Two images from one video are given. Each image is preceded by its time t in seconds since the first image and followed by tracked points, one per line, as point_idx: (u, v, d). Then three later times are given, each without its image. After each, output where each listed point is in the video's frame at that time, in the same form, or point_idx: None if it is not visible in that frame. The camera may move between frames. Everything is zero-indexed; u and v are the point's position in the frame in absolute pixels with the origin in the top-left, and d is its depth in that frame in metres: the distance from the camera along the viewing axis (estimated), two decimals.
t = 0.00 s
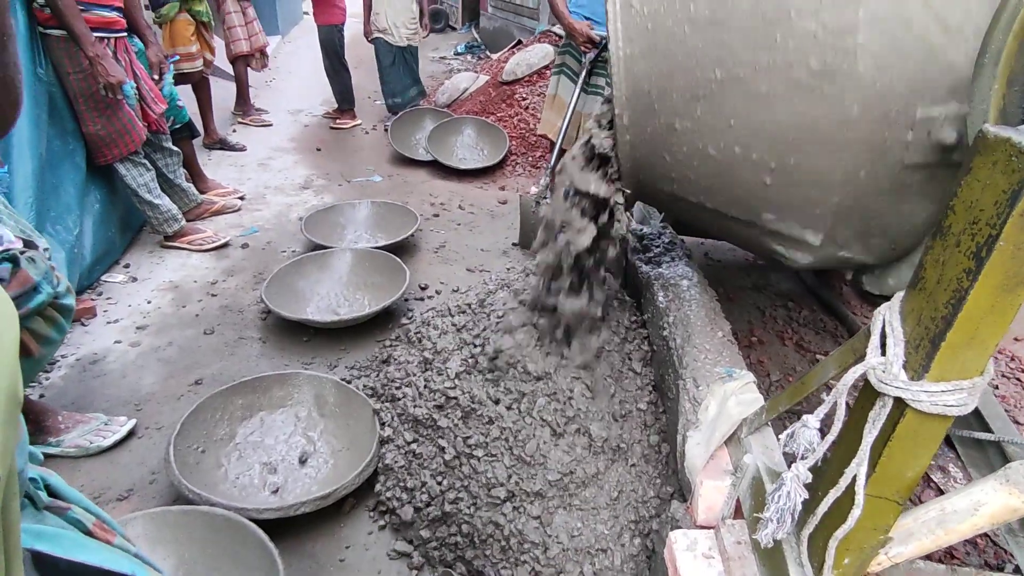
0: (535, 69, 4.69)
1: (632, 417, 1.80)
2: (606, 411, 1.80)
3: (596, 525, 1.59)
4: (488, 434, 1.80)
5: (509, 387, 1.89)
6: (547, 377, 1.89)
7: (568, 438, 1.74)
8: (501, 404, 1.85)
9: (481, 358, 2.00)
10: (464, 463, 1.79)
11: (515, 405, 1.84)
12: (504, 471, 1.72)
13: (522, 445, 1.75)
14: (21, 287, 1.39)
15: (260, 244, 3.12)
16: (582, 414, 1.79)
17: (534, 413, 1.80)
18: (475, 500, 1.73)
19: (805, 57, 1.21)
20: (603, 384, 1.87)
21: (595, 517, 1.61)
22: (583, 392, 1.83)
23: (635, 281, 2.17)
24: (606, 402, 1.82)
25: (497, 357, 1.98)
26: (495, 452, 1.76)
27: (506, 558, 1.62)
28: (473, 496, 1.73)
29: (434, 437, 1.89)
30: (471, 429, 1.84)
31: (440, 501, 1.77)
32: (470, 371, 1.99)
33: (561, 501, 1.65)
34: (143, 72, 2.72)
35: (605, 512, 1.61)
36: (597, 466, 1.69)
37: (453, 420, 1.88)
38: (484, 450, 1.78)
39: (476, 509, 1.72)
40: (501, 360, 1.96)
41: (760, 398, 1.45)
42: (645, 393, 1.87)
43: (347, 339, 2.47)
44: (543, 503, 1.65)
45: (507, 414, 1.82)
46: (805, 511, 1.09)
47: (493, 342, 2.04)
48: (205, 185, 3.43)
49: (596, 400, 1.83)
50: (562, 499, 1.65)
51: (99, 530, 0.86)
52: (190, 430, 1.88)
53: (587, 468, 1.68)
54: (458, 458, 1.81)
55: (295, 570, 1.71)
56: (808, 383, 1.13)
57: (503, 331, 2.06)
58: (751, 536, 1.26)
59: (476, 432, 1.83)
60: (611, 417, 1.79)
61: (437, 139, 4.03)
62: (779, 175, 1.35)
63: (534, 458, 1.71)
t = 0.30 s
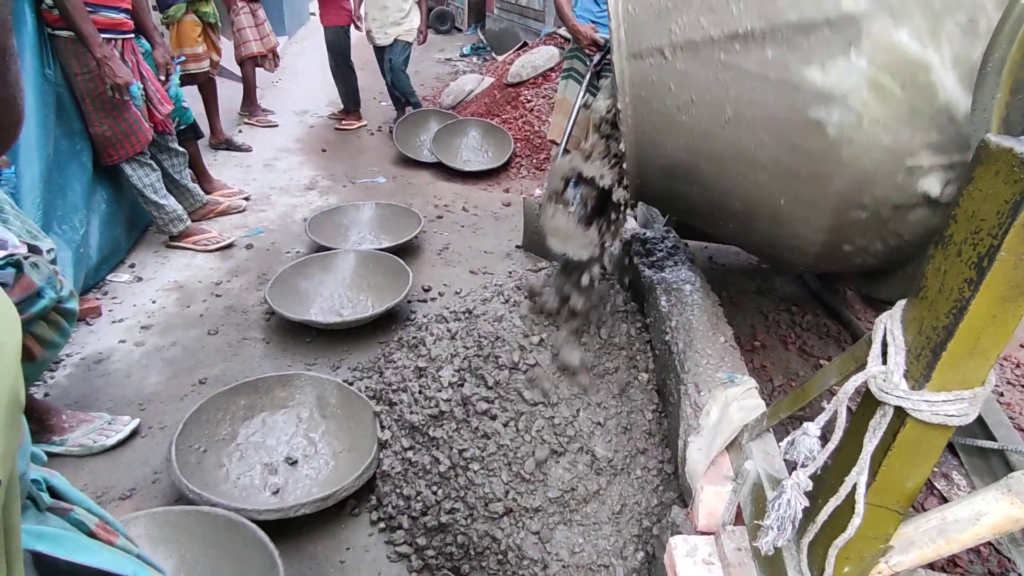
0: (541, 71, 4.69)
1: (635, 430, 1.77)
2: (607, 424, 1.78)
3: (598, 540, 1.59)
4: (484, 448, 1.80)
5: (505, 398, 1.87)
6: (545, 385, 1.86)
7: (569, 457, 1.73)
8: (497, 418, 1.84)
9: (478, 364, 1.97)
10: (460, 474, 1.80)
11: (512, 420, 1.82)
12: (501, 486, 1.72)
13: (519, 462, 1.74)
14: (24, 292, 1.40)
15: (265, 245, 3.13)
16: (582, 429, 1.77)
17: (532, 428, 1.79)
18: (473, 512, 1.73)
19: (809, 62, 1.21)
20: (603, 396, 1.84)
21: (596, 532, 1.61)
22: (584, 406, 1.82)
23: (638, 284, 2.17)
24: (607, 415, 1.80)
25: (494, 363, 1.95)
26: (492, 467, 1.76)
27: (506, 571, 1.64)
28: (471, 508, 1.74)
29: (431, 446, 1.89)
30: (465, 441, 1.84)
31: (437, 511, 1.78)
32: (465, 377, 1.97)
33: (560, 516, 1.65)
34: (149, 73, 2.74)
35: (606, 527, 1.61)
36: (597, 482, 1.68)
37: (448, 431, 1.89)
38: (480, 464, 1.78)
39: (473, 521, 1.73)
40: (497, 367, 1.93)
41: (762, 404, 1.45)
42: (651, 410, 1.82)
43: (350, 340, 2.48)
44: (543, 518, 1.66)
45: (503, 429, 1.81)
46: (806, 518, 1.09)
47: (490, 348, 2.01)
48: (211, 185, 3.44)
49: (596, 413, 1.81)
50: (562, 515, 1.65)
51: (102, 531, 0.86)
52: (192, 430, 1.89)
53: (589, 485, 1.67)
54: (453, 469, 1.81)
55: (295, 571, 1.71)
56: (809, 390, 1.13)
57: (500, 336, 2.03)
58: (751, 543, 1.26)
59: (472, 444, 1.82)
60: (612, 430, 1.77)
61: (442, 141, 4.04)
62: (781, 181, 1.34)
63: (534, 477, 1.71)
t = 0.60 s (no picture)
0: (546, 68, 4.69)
1: (640, 434, 1.76)
2: (612, 428, 1.77)
3: (603, 543, 1.57)
4: (486, 448, 1.79)
5: (506, 400, 1.86)
6: (548, 389, 1.85)
7: (575, 460, 1.71)
8: (499, 419, 1.83)
9: (480, 365, 1.97)
10: (462, 473, 1.79)
11: (514, 422, 1.81)
12: (504, 487, 1.71)
13: (523, 464, 1.73)
14: (34, 277, 1.40)
15: (270, 240, 3.13)
16: (588, 433, 1.76)
17: (535, 430, 1.78)
18: (476, 511, 1.72)
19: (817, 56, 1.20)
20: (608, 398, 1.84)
21: (601, 534, 1.59)
22: (588, 409, 1.80)
23: (643, 280, 2.17)
24: (612, 419, 1.79)
25: (495, 366, 1.95)
26: (494, 467, 1.75)
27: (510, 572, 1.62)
28: (473, 507, 1.73)
29: (432, 443, 1.89)
30: (467, 439, 1.84)
31: (439, 508, 1.78)
32: (467, 376, 1.97)
33: (565, 518, 1.63)
34: (156, 67, 2.74)
35: (612, 530, 1.60)
36: (603, 485, 1.66)
37: (449, 429, 1.88)
38: (482, 464, 1.77)
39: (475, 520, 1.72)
40: (499, 368, 1.94)
41: (767, 400, 1.45)
42: (657, 410, 1.82)
43: (355, 335, 2.49)
44: (547, 520, 1.64)
45: (505, 430, 1.81)
46: (811, 513, 1.09)
47: (492, 348, 2.01)
48: (216, 180, 3.45)
49: (600, 416, 1.80)
50: (567, 517, 1.63)
51: (109, 517, 0.87)
52: (198, 423, 1.90)
53: (595, 487, 1.66)
54: (455, 467, 1.81)
55: (300, 563, 1.72)
56: (815, 385, 1.12)
57: (503, 336, 2.04)
58: (756, 538, 1.25)
59: (473, 443, 1.82)
60: (618, 434, 1.76)
61: (447, 137, 4.04)
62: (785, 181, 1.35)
63: (538, 480, 1.69)
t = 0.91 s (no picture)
0: (551, 61, 4.67)
1: (645, 431, 1.74)
2: (616, 425, 1.74)
3: (608, 541, 1.56)
4: (488, 444, 1.78)
5: (507, 397, 1.83)
6: (551, 388, 1.81)
7: (579, 457, 1.69)
8: (501, 415, 1.81)
9: (481, 360, 1.95)
10: (463, 466, 1.78)
11: (516, 419, 1.78)
12: (505, 483, 1.70)
13: (526, 461, 1.71)
14: (40, 251, 1.34)
15: (275, 232, 3.13)
16: (592, 432, 1.73)
17: (538, 428, 1.75)
18: (478, 505, 1.72)
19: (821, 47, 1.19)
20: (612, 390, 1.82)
21: (607, 531, 1.58)
22: (592, 407, 1.77)
23: (647, 272, 2.17)
24: (616, 416, 1.76)
25: (496, 361, 1.92)
26: (496, 463, 1.74)
27: (513, 568, 1.62)
28: (475, 502, 1.72)
29: (433, 437, 1.88)
30: (468, 434, 1.82)
31: (441, 501, 1.78)
32: (467, 369, 1.95)
33: (568, 514, 1.62)
34: (160, 58, 2.74)
35: (617, 527, 1.58)
36: (608, 482, 1.65)
37: (450, 423, 1.87)
38: (483, 459, 1.76)
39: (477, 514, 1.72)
40: (500, 363, 1.91)
41: (772, 391, 1.45)
42: (662, 408, 1.79)
43: (358, 326, 2.49)
44: (551, 516, 1.62)
45: (507, 427, 1.78)
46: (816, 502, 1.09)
47: (494, 342, 1.99)
48: (221, 172, 3.45)
49: (603, 414, 1.77)
50: (570, 514, 1.62)
51: (113, 497, 0.87)
52: (201, 412, 1.91)
53: (599, 485, 1.64)
54: (456, 461, 1.80)
55: (304, 551, 1.74)
56: (820, 375, 1.12)
57: (506, 329, 2.02)
58: (760, 528, 1.25)
59: (474, 438, 1.81)
60: (625, 432, 1.73)
61: (452, 130, 4.03)
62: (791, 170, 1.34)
63: (541, 477, 1.67)
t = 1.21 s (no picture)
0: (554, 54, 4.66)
1: (645, 430, 1.74)
2: (617, 425, 1.72)
3: (611, 540, 1.55)
4: (487, 441, 1.75)
5: (507, 397, 1.79)
6: (552, 389, 1.77)
7: (581, 458, 1.67)
8: (501, 413, 1.77)
9: (480, 356, 1.90)
10: (461, 462, 1.77)
11: (517, 419, 1.75)
12: (505, 481, 1.68)
13: (527, 460, 1.69)
14: (42, 228, 1.32)
15: (278, 224, 3.13)
16: (595, 431, 1.71)
17: (540, 429, 1.72)
18: (477, 501, 1.71)
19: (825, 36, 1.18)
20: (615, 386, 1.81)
21: (609, 530, 1.57)
22: (593, 405, 1.75)
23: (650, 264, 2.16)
24: (618, 414, 1.75)
25: (496, 356, 1.88)
26: (495, 461, 1.72)
27: (513, 566, 1.62)
28: (475, 498, 1.71)
29: (432, 430, 1.86)
30: (466, 429, 1.80)
31: (440, 496, 1.77)
32: (466, 364, 1.91)
33: (569, 514, 1.61)
34: (163, 49, 2.73)
35: (620, 527, 1.57)
36: (610, 482, 1.64)
37: (448, 418, 1.84)
38: (482, 455, 1.74)
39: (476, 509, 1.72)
40: (500, 359, 1.86)
41: (774, 382, 1.44)
42: (666, 402, 1.82)
43: (361, 318, 2.49)
44: (552, 516, 1.61)
45: (508, 425, 1.75)
46: (818, 493, 1.09)
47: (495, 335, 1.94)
48: (224, 164, 3.45)
49: (605, 413, 1.75)
50: (572, 513, 1.61)
51: (118, 480, 0.88)
52: (203, 403, 1.91)
53: (602, 484, 1.63)
54: (454, 456, 1.79)
55: (307, 541, 1.75)
56: (824, 365, 1.11)
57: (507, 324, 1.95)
58: (762, 518, 1.25)
59: (474, 434, 1.78)
60: (629, 431, 1.73)
61: (455, 123, 4.03)
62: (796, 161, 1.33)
63: (541, 477, 1.65)
